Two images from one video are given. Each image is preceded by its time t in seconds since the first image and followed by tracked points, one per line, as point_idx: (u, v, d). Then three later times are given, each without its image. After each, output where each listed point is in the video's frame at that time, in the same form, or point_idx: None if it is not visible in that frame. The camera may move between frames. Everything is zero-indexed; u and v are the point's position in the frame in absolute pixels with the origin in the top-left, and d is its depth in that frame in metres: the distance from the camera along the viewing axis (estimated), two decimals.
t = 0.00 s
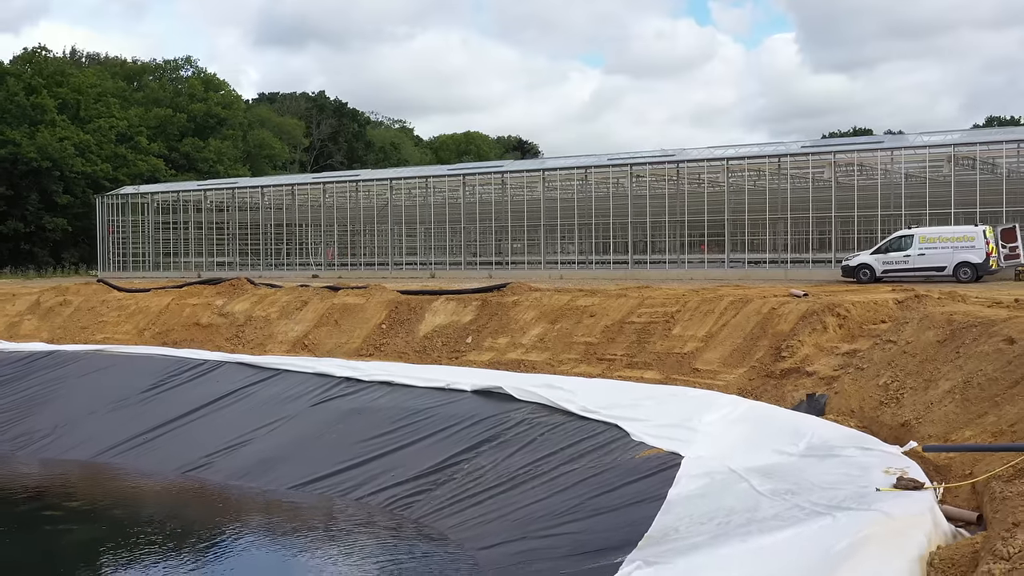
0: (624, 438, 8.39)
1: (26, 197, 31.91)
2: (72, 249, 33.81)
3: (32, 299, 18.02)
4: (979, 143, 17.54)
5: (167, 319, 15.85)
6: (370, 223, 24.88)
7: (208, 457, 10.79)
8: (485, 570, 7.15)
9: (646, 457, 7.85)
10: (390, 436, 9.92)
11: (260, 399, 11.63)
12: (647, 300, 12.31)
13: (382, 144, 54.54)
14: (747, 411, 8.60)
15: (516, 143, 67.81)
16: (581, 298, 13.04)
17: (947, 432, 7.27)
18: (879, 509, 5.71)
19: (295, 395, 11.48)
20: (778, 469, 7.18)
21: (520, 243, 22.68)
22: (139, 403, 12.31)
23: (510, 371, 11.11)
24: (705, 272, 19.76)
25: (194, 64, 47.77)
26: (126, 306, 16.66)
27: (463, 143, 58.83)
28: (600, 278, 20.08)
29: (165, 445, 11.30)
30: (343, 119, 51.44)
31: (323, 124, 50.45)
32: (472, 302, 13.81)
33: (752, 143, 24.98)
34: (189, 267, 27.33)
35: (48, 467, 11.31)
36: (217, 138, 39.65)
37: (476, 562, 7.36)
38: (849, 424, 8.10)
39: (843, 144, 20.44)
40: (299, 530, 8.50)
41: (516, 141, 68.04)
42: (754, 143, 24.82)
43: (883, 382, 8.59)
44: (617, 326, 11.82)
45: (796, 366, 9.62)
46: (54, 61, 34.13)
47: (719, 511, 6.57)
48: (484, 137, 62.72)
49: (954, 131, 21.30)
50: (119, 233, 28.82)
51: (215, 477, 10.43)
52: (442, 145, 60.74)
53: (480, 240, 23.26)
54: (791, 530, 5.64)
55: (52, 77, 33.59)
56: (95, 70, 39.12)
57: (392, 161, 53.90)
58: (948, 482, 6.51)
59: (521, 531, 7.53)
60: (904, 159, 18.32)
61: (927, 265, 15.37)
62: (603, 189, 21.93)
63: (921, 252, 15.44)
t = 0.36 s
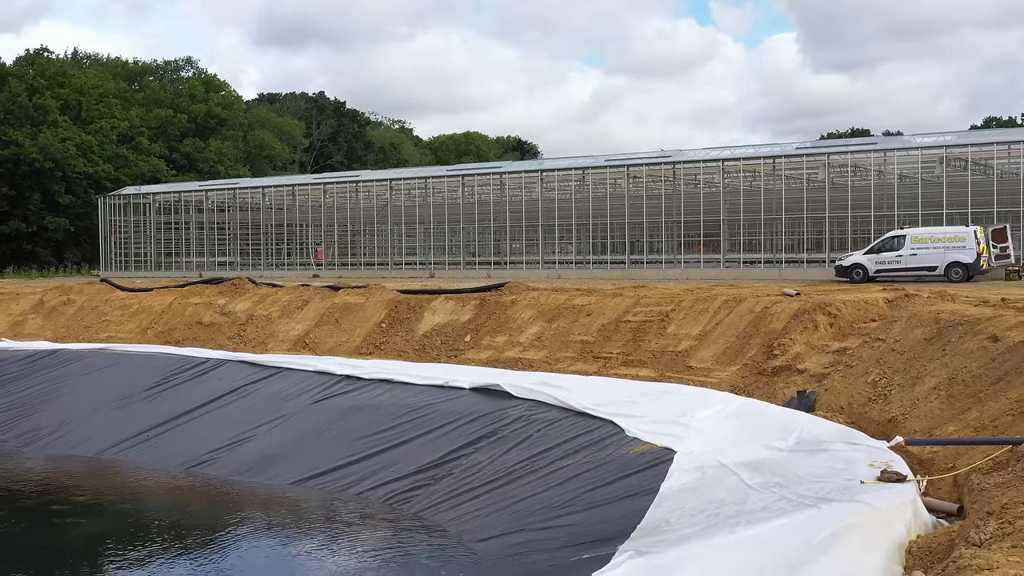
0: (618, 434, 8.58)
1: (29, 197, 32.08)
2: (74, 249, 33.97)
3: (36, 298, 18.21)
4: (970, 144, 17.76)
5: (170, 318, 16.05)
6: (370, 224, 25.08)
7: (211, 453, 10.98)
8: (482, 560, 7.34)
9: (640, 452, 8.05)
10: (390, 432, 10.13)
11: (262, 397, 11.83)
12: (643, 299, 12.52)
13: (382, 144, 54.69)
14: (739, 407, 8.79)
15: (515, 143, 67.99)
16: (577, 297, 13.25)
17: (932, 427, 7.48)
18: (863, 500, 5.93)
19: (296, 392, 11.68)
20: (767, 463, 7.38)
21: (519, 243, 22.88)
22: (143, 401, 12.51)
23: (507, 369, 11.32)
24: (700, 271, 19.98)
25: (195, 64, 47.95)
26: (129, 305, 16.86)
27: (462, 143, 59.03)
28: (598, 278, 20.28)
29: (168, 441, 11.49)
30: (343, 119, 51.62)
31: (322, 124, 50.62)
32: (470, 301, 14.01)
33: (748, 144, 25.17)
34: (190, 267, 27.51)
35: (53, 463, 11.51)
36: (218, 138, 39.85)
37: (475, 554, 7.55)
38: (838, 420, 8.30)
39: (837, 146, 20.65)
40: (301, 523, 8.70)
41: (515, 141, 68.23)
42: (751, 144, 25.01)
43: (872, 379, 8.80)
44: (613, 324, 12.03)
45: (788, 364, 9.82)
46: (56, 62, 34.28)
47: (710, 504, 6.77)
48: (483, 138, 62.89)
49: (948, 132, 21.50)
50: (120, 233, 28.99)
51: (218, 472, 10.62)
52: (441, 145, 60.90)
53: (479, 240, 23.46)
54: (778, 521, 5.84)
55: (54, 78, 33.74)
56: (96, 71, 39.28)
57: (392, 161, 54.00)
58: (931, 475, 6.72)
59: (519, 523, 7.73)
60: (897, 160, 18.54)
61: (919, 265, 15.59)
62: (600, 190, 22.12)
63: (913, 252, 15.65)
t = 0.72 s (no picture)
0: (614, 429, 8.78)
1: (31, 198, 32.27)
2: (76, 250, 34.17)
3: (40, 298, 18.40)
4: (962, 146, 18.00)
5: (172, 317, 16.27)
6: (370, 224, 25.27)
7: (215, 449, 11.19)
8: (480, 551, 7.54)
9: (634, 447, 8.24)
10: (391, 429, 10.34)
11: (264, 394, 12.04)
12: (639, 298, 12.73)
13: (382, 145, 54.79)
14: (731, 403, 8.98)
15: (514, 144, 68.16)
16: (574, 297, 13.47)
17: (918, 422, 7.68)
18: (847, 491, 6.17)
19: (298, 390, 11.89)
20: (757, 457, 7.58)
21: (517, 244, 23.09)
22: (146, 398, 12.72)
23: (506, 367, 11.53)
24: (696, 272, 20.20)
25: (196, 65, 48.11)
26: (132, 305, 17.07)
27: (462, 144, 59.22)
28: (595, 278, 20.48)
29: (172, 438, 11.70)
30: (343, 120, 51.81)
31: (322, 125, 50.83)
32: (469, 301, 14.22)
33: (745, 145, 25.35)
34: (192, 267, 27.72)
35: (60, 459, 11.72)
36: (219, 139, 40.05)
37: (473, 545, 7.76)
38: (827, 415, 8.52)
39: (832, 147, 20.86)
40: (304, 517, 8.91)
41: (514, 141, 68.40)
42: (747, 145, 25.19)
43: (861, 376, 9.00)
44: (610, 323, 12.25)
45: (780, 362, 10.03)
46: (58, 64, 34.45)
47: (701, 497, 6.97)
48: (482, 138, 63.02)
49: (942, 134, 21.70)
50: (122, 233, 29.19)
51: (221, 467, 10.83)
52: (440, 146, 61.04)
53: (478, 241, 23.68)
54: (765, 512, 6.06)
55: (56, 79, 33.91)
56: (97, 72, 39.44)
57: (391, 161, 54.09)
58: (915, 468, 6.93)
59: (516, 516, 7.93)
60: (890, 162, 18.77)
61: (911, 265, 15.81)
62: (598, 191, 22.32)
63: (905, 252, 15.88)
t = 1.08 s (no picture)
0: (609, 425, 8.99)
1: (33, 198, 32.47)
2: (78, 249, 34.39)
3: (44, 297, 18.62)
4: (954, 147, 18.25)
5: (176, 316, 16.49)
6: (370, 224, 25.48)
7: (218, 446, 11.39)
8: (478, 542, 7.75)
9: (629, 442, 8.45)
10: (391, 424, 10.56)
11: (267, 391, 12.25)
12: (635, 297, 12.96)
13: (381, 145, 54.45)
14: (724, 399, 9.19)
15: (513, 144, 68.36)
16: (572, 296, 13.69)
17: (905, 416, 7.89)
18: (832, 482, 6.42)
19: (300, 387, 12.11)
20: (748, 451, 7.79)
21: (515, 244, 23.29)
22: (151, 396, 12.93)
23: (504, 365, 11.74)
24: (693, 271, 20.41)
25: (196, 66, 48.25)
26: (136, 304, 17.29)
27: (461, 145, 59.40)
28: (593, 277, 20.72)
29: (176, 435, 11.90)
30: (343, 121, 51.96)
31: (322, 126, 51.00)
32: (468, 300, 14.45)
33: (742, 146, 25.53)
34: (194, 267, 27.95)
35: (66, 455, 11.92)
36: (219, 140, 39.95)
37: (471, 536, 7.96)
38: (817, 411, 8.74)
39: (827, 149, 21.09)
40: (306, 509, 9.11)
41: (514, 142, 68.59)
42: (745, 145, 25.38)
43: (851, 372, 9.21)
44: (606, 322, 12.46)
45: (772, 359, 10.24)
46: (60, 65, 34.61)
47: (693, 489, 7.19)
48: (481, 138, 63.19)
49: (937, 136, 21.92)
50: (125, 233, 29.41)
51: (225, 463, 11.04)
52: (439, 146, 61.21)
53: (477, 241, 23.89)
54: (754, 502, 6.28)
55: (59, 80, 34.09)
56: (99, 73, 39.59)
57: (389, 161, 53.82)
58: (900, 461, 7.14)
59: (514, 508, 8.14)
60: (883, 163, 19.00)
61: (904, 265, 16.04)
62: (596, 191, 22.53)
63: (898, 252, 16.11)
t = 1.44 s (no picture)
0: (605, 422, 9.17)
1: (35, 199, 32.66)
2: (79, 250, 34.59)
3: (48, 297, 18.80)
4: (946, 149, 18.48)
5: (178, 315, 16.68)
6: (370, 224, 25.67)
7: (221, 443, 11.57)
8: (477, 535, 7.94)
9: (625, 439, 8.63)
10: (392, 421, 10.75)
11: (269, 389, 12.44)
12: (632, 297, 13.16)
13: (380, 146, 54.69)
14: (718, 396, 9.37)
15: (512, 145, 68.57)
16: (569, 295, 13.89)
17: (893, 413, 8.09)
18: (819, 476, 6.68)
19: (302, 386, 12.30)
20: (740, 447, 7.99)
21: (514, 244, 23.47)
22: (154, 394, 13.11)
23: (502, 363, 11.93)
24: (690, 271, 20.63)
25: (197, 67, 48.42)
26: (138, 304, 17.49)
27: (460, 145, 59.64)
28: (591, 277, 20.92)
29: (179, 432, 12.07)
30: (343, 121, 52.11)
31: (322, 127, 51.22)
32: (467, 299, 14.64)
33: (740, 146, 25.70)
34: (195, 267, 28.15)
35: (70, 452, 12.09)
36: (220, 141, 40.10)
37: (469, 530, 8.14)
38: (808, 407, 8.94)
39: (823, 150, 21.29)
40: (308, 504, 9.29)
41: (513, 143, 68.82)
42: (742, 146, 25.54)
43: (841, 370, 9.41)
44: (603, 321, 12.66)
45: (765, 358, 10.44)
46: (62, 66, 34.75)
47: (686, 483, 7.38)
48: (480, 139, 63.39)
49: (932, 137, 22.13)
50: (126, 233, 29.60)
51: (228, 459, 11.21)
52: (439, 147, 61.43)
53: (476, 241, 24.07)
54: (745, 494, 6.50)
55: (60, 82, 34.24)
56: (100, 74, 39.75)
57: (389, 162, 54.01)
58: (887, 455, 7.34)
59: (511, 503, 8.33)
60: (877, 165, 19.22)
61: (897, 265, 16.25)
62: (593, 192, 22.72)
63: (891, 253, 16.32)
